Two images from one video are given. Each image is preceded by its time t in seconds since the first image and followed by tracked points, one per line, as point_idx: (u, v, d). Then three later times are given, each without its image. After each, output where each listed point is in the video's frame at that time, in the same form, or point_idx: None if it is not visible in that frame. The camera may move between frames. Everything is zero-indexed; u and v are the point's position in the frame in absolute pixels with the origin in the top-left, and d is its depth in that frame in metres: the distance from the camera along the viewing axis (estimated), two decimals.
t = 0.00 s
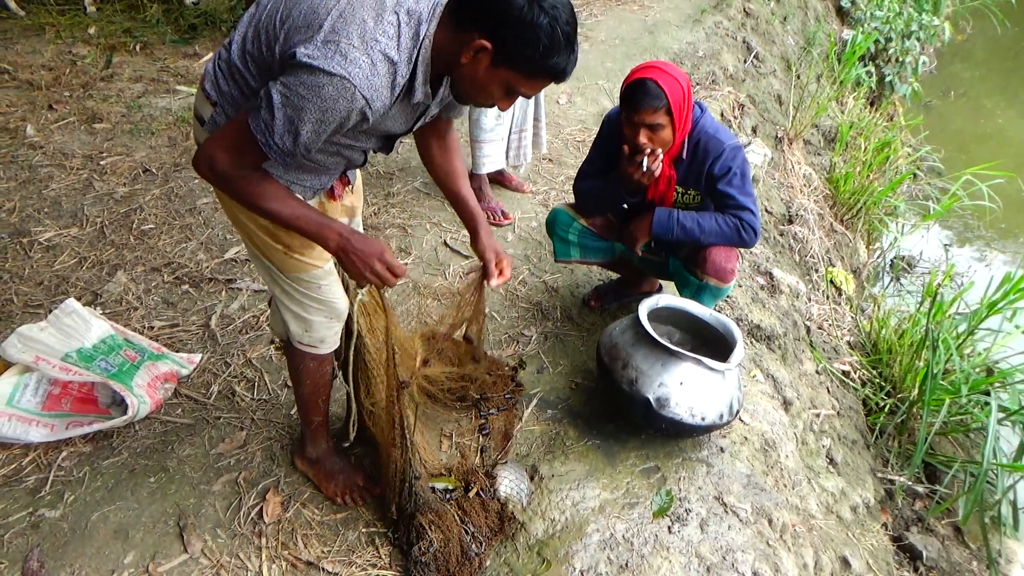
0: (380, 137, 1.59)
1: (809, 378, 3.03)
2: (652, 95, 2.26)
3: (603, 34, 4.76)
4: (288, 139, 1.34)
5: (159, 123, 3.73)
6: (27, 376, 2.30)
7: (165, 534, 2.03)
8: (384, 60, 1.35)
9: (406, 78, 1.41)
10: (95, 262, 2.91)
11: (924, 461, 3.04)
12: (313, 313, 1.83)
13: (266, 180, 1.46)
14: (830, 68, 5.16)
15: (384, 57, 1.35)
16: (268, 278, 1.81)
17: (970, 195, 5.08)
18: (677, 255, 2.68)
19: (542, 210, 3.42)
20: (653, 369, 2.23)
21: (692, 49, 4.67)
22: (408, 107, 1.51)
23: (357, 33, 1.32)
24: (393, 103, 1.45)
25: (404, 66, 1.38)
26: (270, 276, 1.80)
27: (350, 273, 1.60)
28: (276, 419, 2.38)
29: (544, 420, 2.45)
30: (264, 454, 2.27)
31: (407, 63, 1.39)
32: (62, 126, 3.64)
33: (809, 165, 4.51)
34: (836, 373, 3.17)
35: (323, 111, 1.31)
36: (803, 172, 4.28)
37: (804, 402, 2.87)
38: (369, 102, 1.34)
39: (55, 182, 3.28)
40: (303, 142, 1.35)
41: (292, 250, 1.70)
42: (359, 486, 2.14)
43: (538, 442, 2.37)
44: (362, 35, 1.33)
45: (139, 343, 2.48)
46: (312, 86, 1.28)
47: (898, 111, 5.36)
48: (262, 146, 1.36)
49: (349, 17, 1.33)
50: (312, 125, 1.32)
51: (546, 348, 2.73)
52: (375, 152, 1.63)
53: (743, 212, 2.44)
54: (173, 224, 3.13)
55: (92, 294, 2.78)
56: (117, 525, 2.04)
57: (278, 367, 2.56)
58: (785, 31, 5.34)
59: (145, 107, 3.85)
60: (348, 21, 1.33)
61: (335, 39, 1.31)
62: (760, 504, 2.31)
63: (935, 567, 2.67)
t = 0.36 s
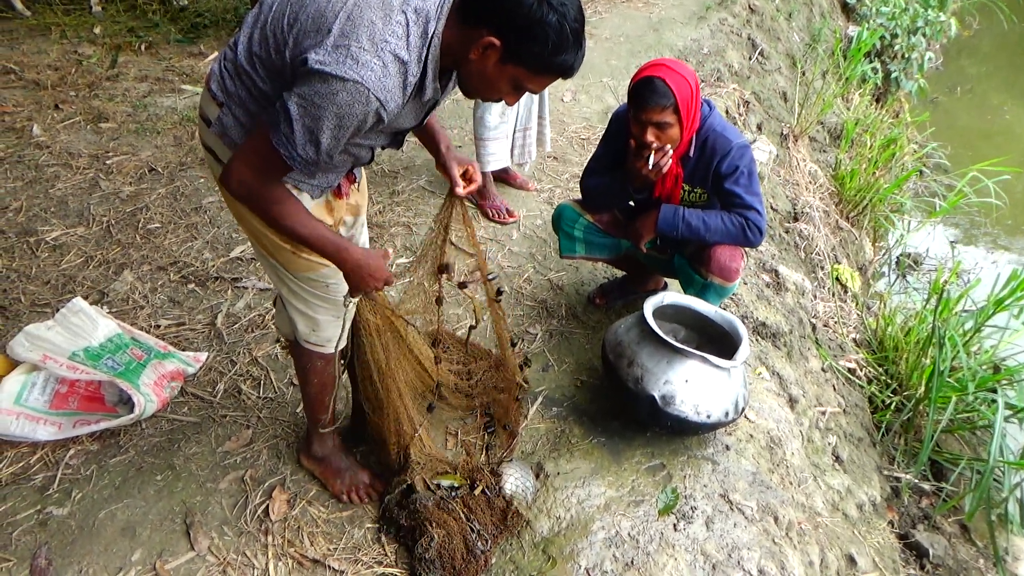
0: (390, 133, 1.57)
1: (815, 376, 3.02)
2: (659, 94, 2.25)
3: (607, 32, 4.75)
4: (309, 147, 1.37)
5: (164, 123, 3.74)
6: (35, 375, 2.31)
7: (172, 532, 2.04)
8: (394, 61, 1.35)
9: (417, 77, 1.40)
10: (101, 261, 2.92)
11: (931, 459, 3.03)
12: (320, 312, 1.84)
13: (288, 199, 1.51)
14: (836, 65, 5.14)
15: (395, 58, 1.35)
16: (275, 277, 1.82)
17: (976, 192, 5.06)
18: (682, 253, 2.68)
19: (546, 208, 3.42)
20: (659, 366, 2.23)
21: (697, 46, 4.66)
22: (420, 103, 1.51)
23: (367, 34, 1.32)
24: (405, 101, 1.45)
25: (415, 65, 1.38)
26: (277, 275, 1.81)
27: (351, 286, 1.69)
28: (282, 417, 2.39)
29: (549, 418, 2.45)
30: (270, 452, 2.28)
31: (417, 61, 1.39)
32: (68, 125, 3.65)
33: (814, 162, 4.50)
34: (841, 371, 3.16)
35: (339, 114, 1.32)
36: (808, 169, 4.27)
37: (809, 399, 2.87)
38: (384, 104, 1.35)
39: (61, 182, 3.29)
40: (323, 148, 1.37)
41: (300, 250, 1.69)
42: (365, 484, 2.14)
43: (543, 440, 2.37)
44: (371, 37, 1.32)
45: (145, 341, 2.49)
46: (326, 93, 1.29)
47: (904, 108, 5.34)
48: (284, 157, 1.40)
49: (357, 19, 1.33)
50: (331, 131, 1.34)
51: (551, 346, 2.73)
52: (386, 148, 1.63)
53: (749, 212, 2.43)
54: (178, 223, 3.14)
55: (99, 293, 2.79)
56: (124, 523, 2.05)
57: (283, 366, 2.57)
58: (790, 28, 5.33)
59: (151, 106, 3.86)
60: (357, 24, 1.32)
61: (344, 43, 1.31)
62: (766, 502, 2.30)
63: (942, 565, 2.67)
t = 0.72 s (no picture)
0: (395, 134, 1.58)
1: (820, 374, 3.01)
2: (662, 91, 2.25)
3: (612, 30, 4.74)
4: (352, 163, 1.37)
5: (170, 121, 3.75)
6: (41, 373, 2.32)
7: (178, 530, 2.05)
8: (406, 64, 1.35)
9: (428, 79, 1.41)
10: (107, 260, 2.93)
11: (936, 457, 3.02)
12: (324, 311, 1.84)
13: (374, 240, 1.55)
14: (841, 62, 5.12)
15: (406, 60, 1.35)
16: (278, 277, 1.83)
17: (982, 190, 5.04)
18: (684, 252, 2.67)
19: (551, 206, 3.41)
20: (663, 364, 2.23)
21: (701, 44, 4.65)
22: (428, 105, 1.51)
23: (377, 39, 1.33)
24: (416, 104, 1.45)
25: (424, 67, 1.39)
26: (279, 275, 1.82)
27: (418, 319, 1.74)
28: (287, 415, 2.40)
29: (554, 416, 2.45)
30: (276, 450, 2.28)
31: (426, 64, 1.39)
32: (74, 124, 3.66)
33: (819, 160, 4.48)
34: (847, 369, 3.15)
35: (358, 122, 1.32)
36: (814, 167, 4.26)
37: (814, 398, 2.86)
38: (401, 109, 1.36)
39: (67, 181, 3.30)
40: (361, 156, 1.36)
41: (301, 250, 1.73)
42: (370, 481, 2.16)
43: (547, 438, 2.37)
44: (382, 41, 1.33)
45: (151, 340, 2.50)
46: (347, 101, 1.31)
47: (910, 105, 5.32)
48: (335, 180, 1.38)
49: (367, 24, 1.34)
50: (365, 139, 1.34)
51: (556, 345, 2.73)
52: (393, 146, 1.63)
53: (752, 210, 2.42)
54: (184, 221, 3.15)
55: (105, 291, 2.80)
56: (130, 520, 2.05)
57: (288, 364, 2.58)
58: (795, 26, 5.32)
59: (156, 105, 3.87)
60: (367, 28, 1.33)
61: (356, 49, 1.32)
62: (771, 500, 2.30)
63: (948, 564, 2.66)
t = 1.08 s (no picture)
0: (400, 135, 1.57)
1: (824, 370, 3.01)
2: (657, 89, 2.25)
3: (613, 28, 4.73)
4: (357, 160, 1.38)
5: (172, 125, 3.76)
6: (47, 378, 2.33)
7: (184, 533, 2.05)
8: (412, 64, 1.36)
9: (433, 78, 1.41)
10: (111, 263, 2.94)
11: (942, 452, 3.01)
12: (328, 314, 1.84)
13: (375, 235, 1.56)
14: (844, 58, 5.11)
15: (412, 60, 1.36)
16: (281, 280, 1.83)
17: (987, 184, 5.02)
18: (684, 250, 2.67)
19: (553, 206, 3.41)
20: (667, 363, 2.23)
21: (703, 41, 4.64)
22: (433, 104, 1.51)
23: (384, 41, 1.34)
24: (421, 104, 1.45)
25: (430, 68, 1.39)
26: (282, 277, 1.82)
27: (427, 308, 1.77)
28: (292, 417, 2.40)
29: (558, 415, 2.45)
30: (281, 452, 2.29)
31: (431, 63, 1.40)
32: (77, 128, 3.67)
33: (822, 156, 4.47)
34: (851, 365, 3.15)
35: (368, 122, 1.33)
36: (817, 162, 4.25)
37: (819, 394, 2.85)
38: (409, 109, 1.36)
39: (71, 185, 3.31)
40: (366, 155, 1.38)
41: (304, 252, 1.74)
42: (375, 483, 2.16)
43: (552, 438, 2.37)
44: (388, 43, 1.34)
45: (155, 343, 2.51)
46: (356, 104, 1.32)
47: (913, 100, 5.30)
48: (340, 178, 1.40)
49: (371, 26, 1.35)
50: (372, 139, 1.35)
51: (560, 344, 2.73)
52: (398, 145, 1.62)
53: (751, 207, 2.41)
54: (187, 224, 3.16)
55: (109, 295, 2.81)
56: (137, 523, 2.06)
57: (292, 366, 2.58)
58: (797, 21, 5.31)
59: (159, 108, 3.88)
60: (372, 30, 1.34)
61: (362, 51, 1.33)
62: (776, 497, 2.30)
63: (955, 560, 2.65)
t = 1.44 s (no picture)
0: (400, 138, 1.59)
1: (825, 367, 3.01)
2: (646, 90, 2.25)
3: (610, 28, 4.74)
4: (395, 182, 1.43)
5: (172, 132, 3.78)
6: (48, 386, 2.33)
7: (186, 539, 2.05)
8: (421, 80, 1.37)
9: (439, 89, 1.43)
10: (111, 271, 2.95)
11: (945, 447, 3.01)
12: (328, 317, 1.85)
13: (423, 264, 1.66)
14: (841, 53, 5.11)
15: (420, 77, 1.37)
16: (280, 284, 1.83)
17: (987, 178, 5.02)
18: (682, 249, 2.67)
19: (552, 207, 3.42)
20: (666, 362, 2.23)
21: (700, 39, 4.64)
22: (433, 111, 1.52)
23: (393, 63, 1.34)
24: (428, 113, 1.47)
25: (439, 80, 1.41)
26: (281, 281, 1.82)
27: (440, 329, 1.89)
28: (293, 422, 2.41)
29: (558, 416, 2.45)
30: (282, 457, 2.30)
31: (439, 75, 1.42)
32: (76, 137, 3.69)
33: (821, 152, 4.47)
34: (852, 362, 3.14)
35: (389, 145, 1.36)
36: (815, 159, 4.25)
37: (820, 391, 2.85)
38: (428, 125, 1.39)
39: (70, 193, 3.32)
40: (404, 176, 1.42)
41: (304, 256, 1.74)
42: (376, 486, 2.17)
43: (553, 438, 2.37)
44: (397, 64, 1.35)
45: (156, 350, 2.51)
46: (382, 132, 1.35)
47: (912, 95, 5.30)
48: (379, 197, 1.46)
49: (376, 47, 1.34)
50: (410, 162, 1.39)
51: (560, 345, 2.73)
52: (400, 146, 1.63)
53: (745, 204, 2.41)
54: (187, 231, 3.17)
55: (110, 302, 2.81)
56: (139, 530, 2.07)
57: (293, 371, 2.59)
58: (794, 18, 5.31)
59: (158, 116, 3.89)
60: (378, 54, 1.34)
61: (374, 77, 1.33)
62: (778, 495, 2.30)
63: (959, 555, 2.65)
